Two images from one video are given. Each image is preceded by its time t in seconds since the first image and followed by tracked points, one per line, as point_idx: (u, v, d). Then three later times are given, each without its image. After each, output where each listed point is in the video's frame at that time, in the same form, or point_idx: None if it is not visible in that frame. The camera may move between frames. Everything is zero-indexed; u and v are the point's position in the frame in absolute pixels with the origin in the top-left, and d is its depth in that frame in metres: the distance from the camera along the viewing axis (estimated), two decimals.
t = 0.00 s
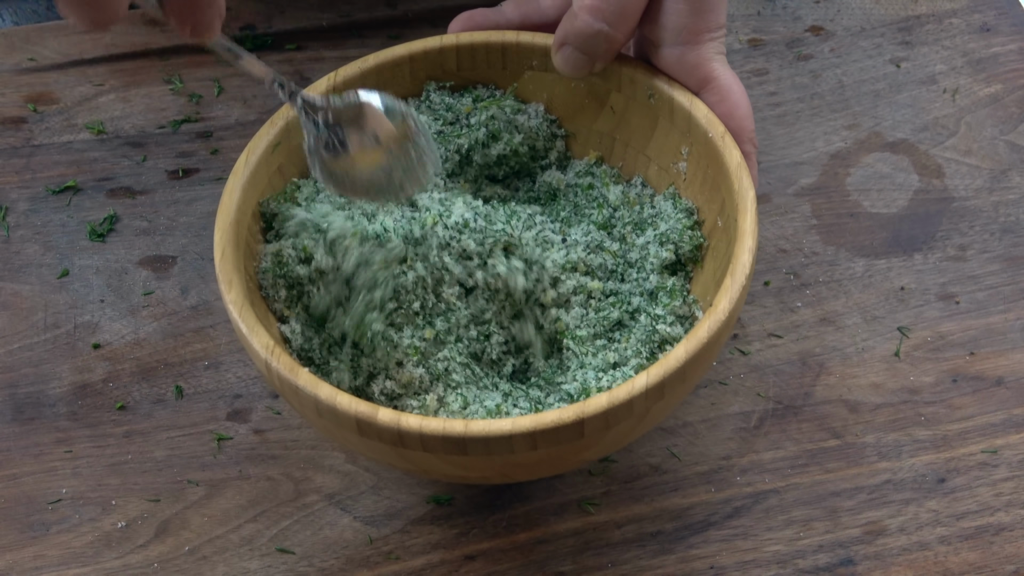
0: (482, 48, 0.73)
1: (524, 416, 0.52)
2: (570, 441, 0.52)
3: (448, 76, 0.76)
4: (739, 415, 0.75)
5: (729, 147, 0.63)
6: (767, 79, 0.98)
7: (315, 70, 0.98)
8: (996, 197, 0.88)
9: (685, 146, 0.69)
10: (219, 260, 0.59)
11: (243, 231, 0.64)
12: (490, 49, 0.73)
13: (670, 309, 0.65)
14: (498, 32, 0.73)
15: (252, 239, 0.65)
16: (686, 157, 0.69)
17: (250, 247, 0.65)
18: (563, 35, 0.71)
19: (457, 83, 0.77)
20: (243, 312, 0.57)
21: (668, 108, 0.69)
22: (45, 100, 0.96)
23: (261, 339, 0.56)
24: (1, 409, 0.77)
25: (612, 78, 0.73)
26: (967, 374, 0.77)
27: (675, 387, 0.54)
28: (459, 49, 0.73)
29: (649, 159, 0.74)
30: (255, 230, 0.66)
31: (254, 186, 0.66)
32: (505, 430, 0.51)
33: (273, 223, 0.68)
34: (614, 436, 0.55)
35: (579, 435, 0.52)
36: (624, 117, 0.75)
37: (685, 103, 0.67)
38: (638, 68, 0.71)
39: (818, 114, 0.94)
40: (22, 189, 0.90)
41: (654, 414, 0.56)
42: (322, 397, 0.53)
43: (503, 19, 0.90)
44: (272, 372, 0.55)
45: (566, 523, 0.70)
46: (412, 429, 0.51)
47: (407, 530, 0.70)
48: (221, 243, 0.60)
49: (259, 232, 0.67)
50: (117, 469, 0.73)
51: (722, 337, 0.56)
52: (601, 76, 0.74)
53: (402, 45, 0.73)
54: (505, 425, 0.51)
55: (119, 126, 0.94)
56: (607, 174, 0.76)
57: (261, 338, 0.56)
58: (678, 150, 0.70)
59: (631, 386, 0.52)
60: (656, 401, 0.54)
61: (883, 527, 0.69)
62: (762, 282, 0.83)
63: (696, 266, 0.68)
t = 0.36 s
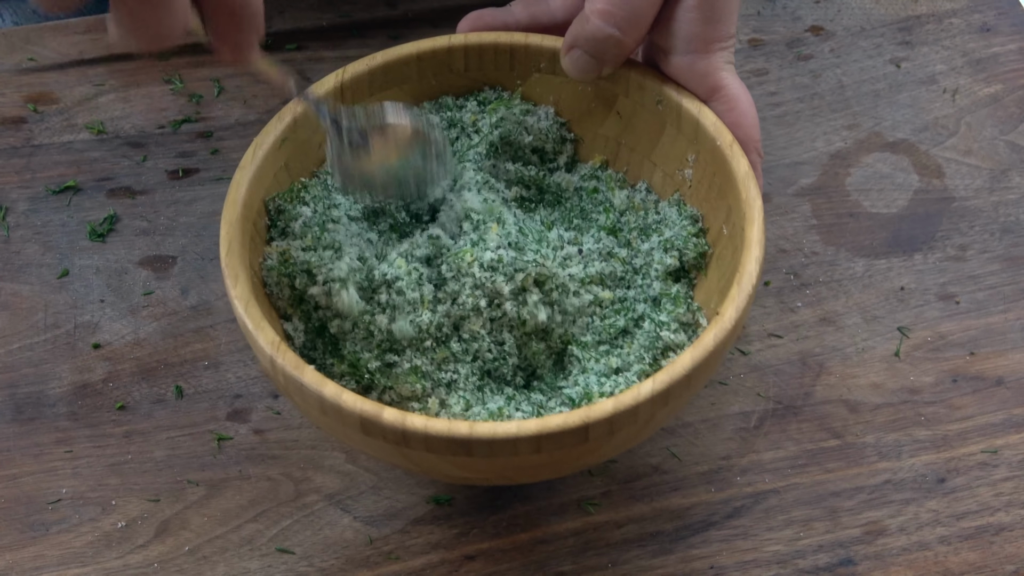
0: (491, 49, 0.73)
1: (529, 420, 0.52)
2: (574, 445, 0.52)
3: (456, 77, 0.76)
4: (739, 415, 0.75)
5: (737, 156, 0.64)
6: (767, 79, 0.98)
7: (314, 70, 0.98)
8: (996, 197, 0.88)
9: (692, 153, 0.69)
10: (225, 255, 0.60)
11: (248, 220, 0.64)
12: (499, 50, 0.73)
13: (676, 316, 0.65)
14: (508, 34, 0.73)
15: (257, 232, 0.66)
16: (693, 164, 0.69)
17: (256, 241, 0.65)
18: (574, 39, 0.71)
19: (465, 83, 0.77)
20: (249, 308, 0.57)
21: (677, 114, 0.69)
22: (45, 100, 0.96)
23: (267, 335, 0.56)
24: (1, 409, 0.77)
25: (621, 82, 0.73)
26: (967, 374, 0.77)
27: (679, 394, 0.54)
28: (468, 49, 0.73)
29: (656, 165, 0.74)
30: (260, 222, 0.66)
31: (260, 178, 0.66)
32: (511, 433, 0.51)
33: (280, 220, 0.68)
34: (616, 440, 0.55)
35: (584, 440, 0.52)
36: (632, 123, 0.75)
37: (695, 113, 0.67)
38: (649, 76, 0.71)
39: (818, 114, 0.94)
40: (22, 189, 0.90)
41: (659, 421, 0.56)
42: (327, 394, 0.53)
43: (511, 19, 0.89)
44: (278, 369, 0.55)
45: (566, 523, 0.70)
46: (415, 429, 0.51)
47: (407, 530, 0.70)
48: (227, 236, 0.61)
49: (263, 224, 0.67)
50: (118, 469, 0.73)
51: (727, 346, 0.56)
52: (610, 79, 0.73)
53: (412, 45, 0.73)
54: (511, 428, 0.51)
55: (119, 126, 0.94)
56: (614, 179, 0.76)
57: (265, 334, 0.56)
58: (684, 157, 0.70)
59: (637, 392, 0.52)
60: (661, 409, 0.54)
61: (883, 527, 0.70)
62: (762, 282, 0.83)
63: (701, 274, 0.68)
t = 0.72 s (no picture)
0: (493, 50, 0.72)
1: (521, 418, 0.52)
2: (566, 444, 0.52)
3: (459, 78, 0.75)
4: (739, 415, 0.75)
5: (736, 158, 0.63)
6: (767, 79, 0.98)
7: (315, 70, 0.98)
8: (996, 197, 0.88)
9: (692, 155, 0.69)
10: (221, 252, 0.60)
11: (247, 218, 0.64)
12: (501, 51, 0.73)
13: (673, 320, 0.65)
14: (510, 35, 0.72)
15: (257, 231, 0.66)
16: (693, 166, 0.69)
17: (254, 241, 0.65)
18: (575, 39, 0.71)
19: (468, 85, 0.76)
20: (243, 304, 0.57)
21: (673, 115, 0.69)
22: (45, 100, 0.96)
23: (261, 332, 0.56)
24: (2, 409, 0.77)
25: (622, 84, 0.73)
26: (967, 374, 0.77)
27: (672, 395, 0.54)
28: (470, 50, 0.72)
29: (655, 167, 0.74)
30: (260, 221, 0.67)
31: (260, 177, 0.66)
32: (503, 431, 0.51)
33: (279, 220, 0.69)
34: (609, 441, 0.55)
35: (576, 439, 0.52)
36: (631, 125, 0.75)
37: (691, 114, 0.67)
38: (647, 78, 0.71)
39: (818, 114, 0.94)
40: (22, 189, 0.90)
41: (652, 422, 0.56)
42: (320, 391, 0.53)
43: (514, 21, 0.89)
44: (271, 366, 0.55)
45: (566, 523, 0.70)
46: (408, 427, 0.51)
47: (407, 530, 0.70)
48: (225, 233, 0.61)
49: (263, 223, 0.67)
50: (118, 469, 0.73)
51: (722, 347, 0.56)
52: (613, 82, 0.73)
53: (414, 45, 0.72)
54: (503, 426, 0.51)
55: (119, 126, 0.94)
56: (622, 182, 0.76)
57: (260, 332, 0.56)
58: (684, 159, 0.70)
59: (629, 392, 0.52)
60: (653, 409, 0.54)
61: (883, 527, 0.70)
62: (762, 282, 0.83)
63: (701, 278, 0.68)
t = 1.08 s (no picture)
0: (490, 49, 0.72)
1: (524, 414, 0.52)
2: (569, 440, 0.52)
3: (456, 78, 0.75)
4: (739, 415, 0.75)
5: (734, 155, 0.64)
6: (767, 79, 0.98)
7: (314, 70, 0.98)
8: (996, 197, 0.88)
9: (690, 152, 0.69)
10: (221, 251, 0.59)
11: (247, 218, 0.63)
12: (498, 50, 0.72)
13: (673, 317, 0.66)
14: (506, 34, 0.72)
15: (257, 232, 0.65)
16: (691, 163, 0.70)
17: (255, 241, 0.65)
18: (570, 39, 0.71)
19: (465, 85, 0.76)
20: (245, 304, 0.57)
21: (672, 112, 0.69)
22: (45, 100, 0.96)
23: (263, 332, 0.56)
24: (1, 409, 0.77)
25: (619, 82, 0.73)
26: (967, 374, 0.77)
27: (674, 390, 0.54)
28: (467, 50, 0.72)
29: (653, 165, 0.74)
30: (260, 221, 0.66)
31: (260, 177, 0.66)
32: (506, 427, 0.51)
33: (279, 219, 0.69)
34: (612, 437, 0.55)
35: (580, 435, 0.52)
36: (629, 123, 0.75)
37: (690, 110, 0.67)
38: (645, 75, 0.71)
39: (818, 114, 0.94)
40: (22, 189, 0.90)
41: (655, 417, 0.56)
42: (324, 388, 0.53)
43: (510, 19, 0.90)
44: (274, 365, 0.55)
45: (566, 523, 0.70)
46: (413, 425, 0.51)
47: (407, 530, 0.70)
48: (224, 233, 0.60)
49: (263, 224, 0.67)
50: (118, 469, 0.73)
51: (724, 342, 0.56)
52: (610, 80, 0.73)
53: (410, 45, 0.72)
54: (506, 422, 0.51)
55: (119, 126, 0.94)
56: (619, 180, 0.76)
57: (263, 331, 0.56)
58: (682, 157, 0.70)
59: (633, 387, 0.52)
60: (656, 404, 0.54)
61: (883, 527, 0.69)
62: (762, 282, 0.83)
63: (701, 275, 0.68)
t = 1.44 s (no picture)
0: (488, 49, 0.72)
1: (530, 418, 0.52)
2: (575, 443, 0.52)
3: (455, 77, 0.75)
4: (739, 415, 0.75)
5: (735, 156, 0.63)
6: (767, 79, 0.98)
7: (314, 70, 0.98)
8: (996, 197, 0.88)
9: (689, 153, 0.69)
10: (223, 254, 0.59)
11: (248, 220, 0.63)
12: (497, 50, 0.72)
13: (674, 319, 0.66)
14: (505, 34, 0.72)
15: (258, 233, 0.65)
16: (690, 163, 0.69)
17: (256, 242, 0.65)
18: (568, 39, 0.71)
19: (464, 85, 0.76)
20: (248, 307, 0.57)
21: (672, 112, 0.69)
22: (45, 100, 0.96)
23: (267, 336, 0.55)
24: (1, 409, 0.77)
25: (618, 81, 0.73)
26: (967, 374, 0.77)
27: (679, 392, 0.54)
28: (466, 49, 0.72)
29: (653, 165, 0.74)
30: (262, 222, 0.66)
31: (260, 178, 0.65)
32: (512, 431, 0.51)
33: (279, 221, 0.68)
34: (618, 440, 0.55)
35: (585, 438, 0.52)
36: (628, 123, 0.74)
37: (690, 110, 0.67)
38: (644, 75, 0.70)
39: (818, 114, 0.94)
40: (22, 189, 0.90)
41: (660, 419, 0.56)
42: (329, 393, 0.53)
43: (509, 19, 0.90)
44: (278, 370, 0.54)
45: (566, 523, 0.70)
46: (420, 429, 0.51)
47: (407, 530, 0.70)
48: (226, 234, 0.60)
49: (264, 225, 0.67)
50: (118, 469, 0.73)
51: (727, 342, 0.56)
52: (608, 80, 0.73)
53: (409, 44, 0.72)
54: (512, 426, 0.51)
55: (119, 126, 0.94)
56: (618, 180, 0.76)
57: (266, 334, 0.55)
58: (681, 157, 0.70)
59: (638, 390, 0.52)
60: (661, 407, 0.54)
61: (883, 527, 0.69)
62: (762, 282, 0.83)
63: (701, 275, 0.68)
